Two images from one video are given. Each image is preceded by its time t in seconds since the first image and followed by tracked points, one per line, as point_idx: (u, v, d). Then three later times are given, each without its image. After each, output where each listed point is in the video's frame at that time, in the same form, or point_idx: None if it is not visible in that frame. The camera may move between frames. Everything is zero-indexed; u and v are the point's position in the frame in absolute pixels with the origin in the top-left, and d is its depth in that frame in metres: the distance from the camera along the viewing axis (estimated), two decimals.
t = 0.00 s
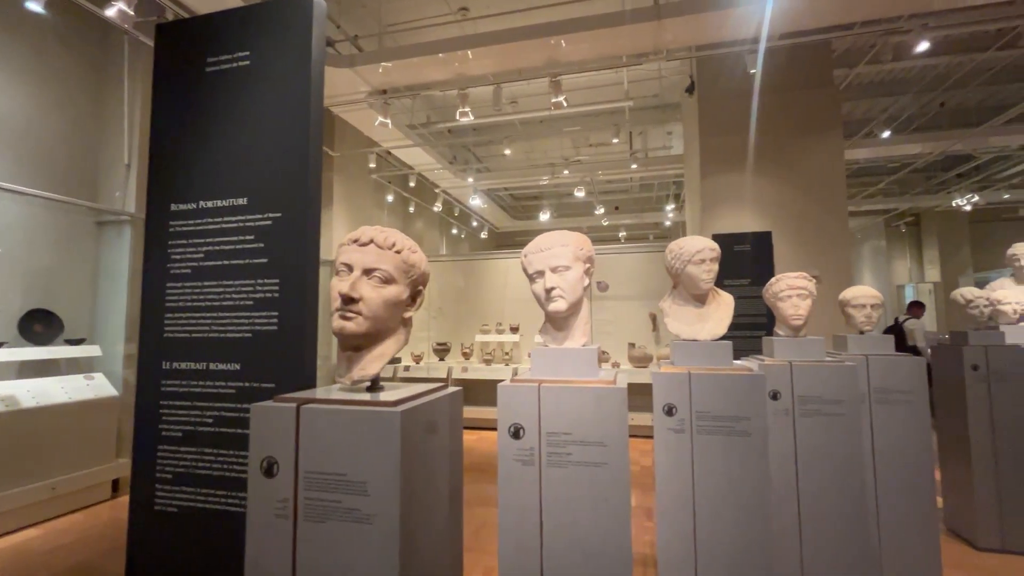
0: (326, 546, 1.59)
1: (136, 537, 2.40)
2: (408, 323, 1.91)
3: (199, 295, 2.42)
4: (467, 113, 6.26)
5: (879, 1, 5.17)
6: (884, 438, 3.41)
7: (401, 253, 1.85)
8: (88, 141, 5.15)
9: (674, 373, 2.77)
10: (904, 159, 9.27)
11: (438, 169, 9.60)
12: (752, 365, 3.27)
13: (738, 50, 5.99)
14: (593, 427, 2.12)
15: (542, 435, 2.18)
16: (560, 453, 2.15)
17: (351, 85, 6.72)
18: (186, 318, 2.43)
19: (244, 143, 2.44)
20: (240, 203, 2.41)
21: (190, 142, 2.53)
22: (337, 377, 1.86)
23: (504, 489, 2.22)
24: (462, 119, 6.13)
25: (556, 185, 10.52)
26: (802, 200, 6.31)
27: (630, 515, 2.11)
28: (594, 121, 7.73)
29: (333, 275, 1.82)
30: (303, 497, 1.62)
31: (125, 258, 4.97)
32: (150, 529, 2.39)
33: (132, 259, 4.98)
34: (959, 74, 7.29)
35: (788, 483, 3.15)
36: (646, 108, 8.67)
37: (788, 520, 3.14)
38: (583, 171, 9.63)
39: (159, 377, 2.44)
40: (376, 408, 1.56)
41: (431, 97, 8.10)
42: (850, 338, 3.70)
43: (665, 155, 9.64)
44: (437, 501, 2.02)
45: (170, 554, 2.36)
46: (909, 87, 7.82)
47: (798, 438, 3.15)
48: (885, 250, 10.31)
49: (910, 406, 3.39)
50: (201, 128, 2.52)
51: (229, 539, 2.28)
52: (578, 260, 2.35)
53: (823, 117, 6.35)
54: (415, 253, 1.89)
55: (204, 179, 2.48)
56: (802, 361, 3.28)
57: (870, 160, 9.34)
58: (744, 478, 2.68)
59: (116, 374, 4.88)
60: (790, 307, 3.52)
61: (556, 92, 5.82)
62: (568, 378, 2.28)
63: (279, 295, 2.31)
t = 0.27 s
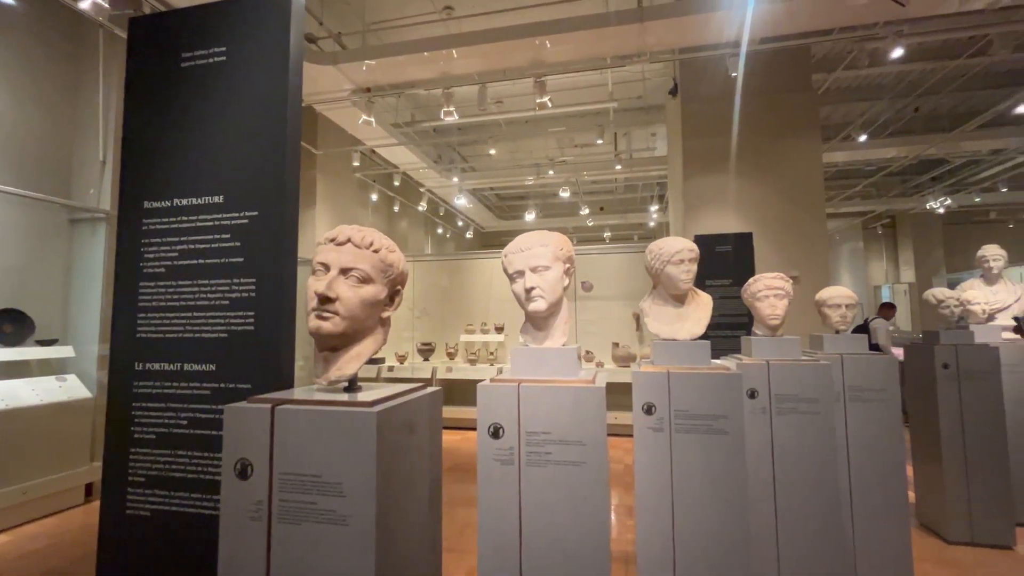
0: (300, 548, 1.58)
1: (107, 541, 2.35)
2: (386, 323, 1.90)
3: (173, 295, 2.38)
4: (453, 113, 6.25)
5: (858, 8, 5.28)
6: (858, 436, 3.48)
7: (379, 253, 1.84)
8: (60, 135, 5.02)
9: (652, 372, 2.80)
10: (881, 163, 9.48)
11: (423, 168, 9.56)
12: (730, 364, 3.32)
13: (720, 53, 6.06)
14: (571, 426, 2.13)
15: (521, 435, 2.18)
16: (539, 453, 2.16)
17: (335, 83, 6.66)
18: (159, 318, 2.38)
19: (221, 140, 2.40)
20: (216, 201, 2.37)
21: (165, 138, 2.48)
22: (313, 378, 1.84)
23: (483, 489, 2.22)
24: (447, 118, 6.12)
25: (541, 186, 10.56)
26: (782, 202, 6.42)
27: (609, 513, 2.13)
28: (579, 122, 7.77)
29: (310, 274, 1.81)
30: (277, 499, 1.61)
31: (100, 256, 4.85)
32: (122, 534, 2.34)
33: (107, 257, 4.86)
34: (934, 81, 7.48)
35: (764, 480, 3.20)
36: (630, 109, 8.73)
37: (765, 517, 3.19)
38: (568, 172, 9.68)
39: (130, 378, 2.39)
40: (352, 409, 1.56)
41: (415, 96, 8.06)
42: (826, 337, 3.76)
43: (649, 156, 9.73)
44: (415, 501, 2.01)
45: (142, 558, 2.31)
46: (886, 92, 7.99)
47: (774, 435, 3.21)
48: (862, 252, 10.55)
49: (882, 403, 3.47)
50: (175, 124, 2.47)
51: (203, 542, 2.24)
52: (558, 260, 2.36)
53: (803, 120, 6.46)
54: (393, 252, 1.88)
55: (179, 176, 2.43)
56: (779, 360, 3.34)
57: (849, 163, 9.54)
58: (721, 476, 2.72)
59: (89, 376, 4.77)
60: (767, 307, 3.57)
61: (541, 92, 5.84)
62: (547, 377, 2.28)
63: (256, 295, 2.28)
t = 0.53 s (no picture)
0: (274, 551, 1.56)
1: (73, 547, 2.28)
2: (363, 322, 1.88)
3: (144, 294, 2.32)
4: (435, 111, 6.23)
5: (834, 14, 5.40)
6: (831, 432, 3.56)
7: (355, 251, 1.82)
8: (27, 128, 4.86)
9: (631, 370, 2.82)
10: (857, 166, 9.71)
11: (406, 166, 9.52)
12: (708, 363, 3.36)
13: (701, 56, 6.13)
14: (549, 425, 2.14)
15: (499, 434, 2.18)
16: (517, 452, 2.16)
17: (316, 79, 6.58)
18: (129, 318, 2.33)
19: (194, 136, 2.35)
20: (189, 198, 2.32)
21: (136, 133, 2.42)
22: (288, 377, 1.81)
23: (461, 489, 2.21)
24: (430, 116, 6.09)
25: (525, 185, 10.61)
26: (761, 204, 6.52)
27: (587, 511, 2.14)
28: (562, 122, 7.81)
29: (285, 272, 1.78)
30: (250, 502, 1.59)
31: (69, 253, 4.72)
32: (90, 539, 2.28)
33: (77, 255, 4.73)
34: (907, 86, 7.68)
35: (740, 477, 3.25)
36: (613, 110, 8.79)
37: (742, 514, 3.24)
38: (552, 172, 9.74)
39: (99, 380, 2.33)
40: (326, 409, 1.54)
41: (399, 93, 8.00)
42: (802, 336, 3.83)
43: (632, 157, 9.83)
44: (393, 502, 2.00)
45: (111, 564, 2.25)
46: (862, 96, 8.17)
47: (750, 432, 3.26)
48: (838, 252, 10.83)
49: (855, 400, 3.54)
50: (147, 119, 2.41)
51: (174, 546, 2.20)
52: (538, 260, 2.37)
53: (782, 123, 6.56)
54: (369, 251, 1.86)
55: (151, 172, 2.38)
56: (756, 358, 3.39)
57: (826, 166, 9.74)
58: (698, 474, 2.75)
59: (58, 378, 4.65)
60: (744, 307, 3.63)
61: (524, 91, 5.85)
62: (526, 376, 2.29)
63: (230, 294, 2.24)
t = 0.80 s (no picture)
0: (242, 555, 1.53)
1: (34, 555, 2.21)
2: (335, 322, 1.86)
3: (108, 293, 2.25)
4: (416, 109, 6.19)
5: (808, 20, 5.52)
6: (804, 429, 3.63)
7: (327, 249, 1.79)
8: None
9: (608, 369, 2.84)
10: (830, 168, 9.93)
11: (387, 164, 9.45)
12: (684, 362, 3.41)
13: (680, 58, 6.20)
14: (525, 424, 2.14)
15: (475, 434, 2.18)
16: (493, 451, 2.16)
17: (295, 75, 6.47)
18: (92, 317, 2.25)
19: (161, 131, 2.29)
20: (156, 195, 2.26)
21: (100, 127, 2.34)
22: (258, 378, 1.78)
23: (437, 489, 2.20)
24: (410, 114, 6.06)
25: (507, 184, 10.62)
26: (738, 204, 6.63)
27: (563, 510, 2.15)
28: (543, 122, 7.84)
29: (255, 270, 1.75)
30: (217, 505, 1.55)
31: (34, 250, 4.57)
32: (51, 546, 2.21)
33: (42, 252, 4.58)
34: (878, 91, 7.88)
35: (715, 473, 3.30)
36: (595, 110, 8.85)
37: (716, 510, 3.29)
38: (534, 171, 9.77)
39: (60, 381, 2.25)
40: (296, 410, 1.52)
41: (379, 90, 7.93)
42: (775, 335, 3.90)
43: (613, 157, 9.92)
44: (367, 503, 1.97)
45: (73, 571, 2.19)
46: (836, 101, 8.37)
47: (724, 430, 3.31)
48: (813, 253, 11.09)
49: (825, 397, 3.62)
50: (111, 112, 2.34)
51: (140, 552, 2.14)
52: (514, 259, 2.36)
53: (759, 125, 6.68)
54: (342, 249, 1.84)
55: (116, 168, 2.31)
56: (730, 357, 3.44)
57: (801, 168, 9.96)
58: (672, 471, 2.78)
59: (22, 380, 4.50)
60: (719, 305, 3.68)
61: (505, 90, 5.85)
62: (502, 376, 2.28)
63: (199, 293, 2.19)
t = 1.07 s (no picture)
0: (207, 559, 1.50)
1: None
2: (305, 321, 1.83)
3: (70, 290, 2.18)
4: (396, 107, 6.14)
5: (784, 25, 5.62)
6: (777, 426, 3.70)
7: (296, 247, 1.76)
8: None
9: (584, 367, 2.86)
10: (807, 171, 10.14)
11: (368, 162, 9.37)
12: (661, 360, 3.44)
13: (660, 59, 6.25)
14: (499, 423, 2.14)
15: (449, 433, 2.17)
16: (467, 450, 2.16)
17: (272, 70, 6.36)
18: (53, 315, 2.18)
19: (127, 124, 2.23)
20: (121, 190, 2.20)
21: (62, 119, 2.27)
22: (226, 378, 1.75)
23: (410, 489, 2.19)
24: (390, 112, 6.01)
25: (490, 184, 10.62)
26: (717, 205, 6.73)
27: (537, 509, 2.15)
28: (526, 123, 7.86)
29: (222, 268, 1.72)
30: (181, 507, 1.52)
31: None
32: (9, 553, 2.14)
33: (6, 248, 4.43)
34: (852, 95, 8.06)
35: (690, 470, 3.34)
36: (577, 111, 8.89)
37: (691, 506, 3.33)
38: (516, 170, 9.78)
39: (18, 382, 2.17)
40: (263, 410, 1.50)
41: (359, 87, 7.83)
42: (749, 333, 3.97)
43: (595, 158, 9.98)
44: (340, 503, 1.95)
45: None
46: (812, 104, 8.53)
47: (699, 426, 3.35)
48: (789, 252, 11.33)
49: (798, 394, 3.70)
50: (74, 105, 2.27)
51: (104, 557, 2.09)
52: (489, 257, 2.36)
53: (737, 127, 6.78)
54: (312, 247, 1.81)
55: (79, 161, 2.24)
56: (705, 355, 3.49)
57: (778, 170, 10.15)
58: (647, 468, 2.81)
59: None
60: (695, 304, 3.73)
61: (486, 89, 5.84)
62: (477, 375, 2.28)
63: (166, 292, 2.14)
